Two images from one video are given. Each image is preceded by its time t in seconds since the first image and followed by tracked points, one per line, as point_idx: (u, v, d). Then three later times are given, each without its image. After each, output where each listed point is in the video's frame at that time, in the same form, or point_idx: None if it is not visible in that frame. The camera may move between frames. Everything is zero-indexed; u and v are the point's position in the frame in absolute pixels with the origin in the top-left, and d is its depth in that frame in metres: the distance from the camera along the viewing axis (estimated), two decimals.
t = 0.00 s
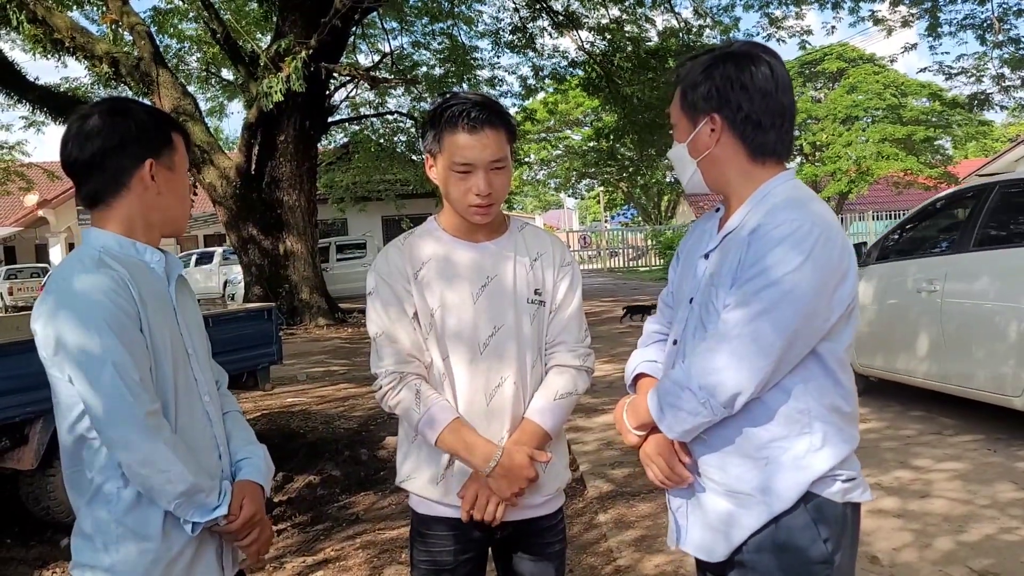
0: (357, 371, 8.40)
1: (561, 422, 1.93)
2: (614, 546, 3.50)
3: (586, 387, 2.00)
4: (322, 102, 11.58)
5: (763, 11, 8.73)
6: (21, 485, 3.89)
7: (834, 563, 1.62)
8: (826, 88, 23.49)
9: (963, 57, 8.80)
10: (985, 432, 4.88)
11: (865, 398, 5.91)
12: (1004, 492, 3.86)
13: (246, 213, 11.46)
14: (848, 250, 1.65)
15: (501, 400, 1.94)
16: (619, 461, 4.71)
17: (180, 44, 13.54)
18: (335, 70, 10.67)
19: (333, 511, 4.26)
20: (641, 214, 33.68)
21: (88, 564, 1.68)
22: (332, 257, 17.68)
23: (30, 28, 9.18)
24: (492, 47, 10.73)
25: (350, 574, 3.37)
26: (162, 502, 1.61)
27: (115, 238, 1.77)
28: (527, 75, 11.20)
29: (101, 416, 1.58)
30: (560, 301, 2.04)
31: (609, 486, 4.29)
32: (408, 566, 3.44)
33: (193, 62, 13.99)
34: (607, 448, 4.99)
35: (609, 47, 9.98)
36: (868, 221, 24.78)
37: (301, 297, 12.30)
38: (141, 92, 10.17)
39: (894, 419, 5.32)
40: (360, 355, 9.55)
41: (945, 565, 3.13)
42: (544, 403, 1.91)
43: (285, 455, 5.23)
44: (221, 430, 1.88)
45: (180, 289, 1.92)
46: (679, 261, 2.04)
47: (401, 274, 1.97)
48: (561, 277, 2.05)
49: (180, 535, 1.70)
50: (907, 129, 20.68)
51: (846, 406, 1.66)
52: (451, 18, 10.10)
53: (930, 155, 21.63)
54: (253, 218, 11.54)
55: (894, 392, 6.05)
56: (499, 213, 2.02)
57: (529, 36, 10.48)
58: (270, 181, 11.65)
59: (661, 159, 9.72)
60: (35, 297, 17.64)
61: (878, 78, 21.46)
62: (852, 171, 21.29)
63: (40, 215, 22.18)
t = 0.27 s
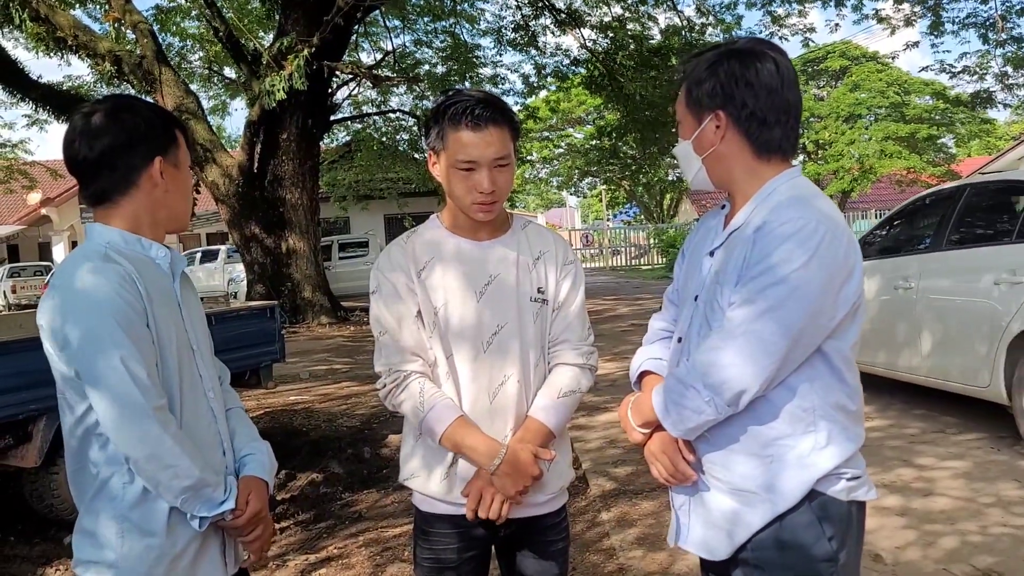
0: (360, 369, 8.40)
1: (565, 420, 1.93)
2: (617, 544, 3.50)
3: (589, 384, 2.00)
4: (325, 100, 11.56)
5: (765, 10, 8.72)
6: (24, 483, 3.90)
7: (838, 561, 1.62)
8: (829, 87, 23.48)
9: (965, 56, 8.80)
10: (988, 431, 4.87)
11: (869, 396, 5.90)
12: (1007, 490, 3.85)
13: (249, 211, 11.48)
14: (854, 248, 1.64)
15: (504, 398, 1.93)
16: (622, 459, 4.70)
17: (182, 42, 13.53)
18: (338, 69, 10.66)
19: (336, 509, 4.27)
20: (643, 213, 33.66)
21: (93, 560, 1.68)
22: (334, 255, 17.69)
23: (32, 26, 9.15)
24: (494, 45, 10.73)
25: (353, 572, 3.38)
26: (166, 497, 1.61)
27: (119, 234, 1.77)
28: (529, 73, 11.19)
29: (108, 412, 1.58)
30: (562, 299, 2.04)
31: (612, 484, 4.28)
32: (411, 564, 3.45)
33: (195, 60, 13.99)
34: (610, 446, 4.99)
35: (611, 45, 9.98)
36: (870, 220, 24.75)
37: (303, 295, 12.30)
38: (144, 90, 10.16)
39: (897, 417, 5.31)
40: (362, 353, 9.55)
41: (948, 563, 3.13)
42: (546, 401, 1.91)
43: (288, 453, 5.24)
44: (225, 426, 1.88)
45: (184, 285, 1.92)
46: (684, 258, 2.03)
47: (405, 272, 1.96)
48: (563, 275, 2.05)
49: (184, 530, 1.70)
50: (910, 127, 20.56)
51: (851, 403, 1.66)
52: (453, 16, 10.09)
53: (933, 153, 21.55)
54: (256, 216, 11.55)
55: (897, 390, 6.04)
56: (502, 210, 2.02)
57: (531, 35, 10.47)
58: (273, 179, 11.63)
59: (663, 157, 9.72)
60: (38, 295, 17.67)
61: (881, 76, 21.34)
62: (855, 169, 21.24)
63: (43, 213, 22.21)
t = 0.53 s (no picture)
0: (363, 367, 8.41)
1: (569, 418, 1.92)
2: (621, 542, 3.50)
3: (593, 382, 2.00)
4: (328, 98, 11.56)
5: (769, 7, 8.71)
6: (28, 479, 3.91)
7: (845, 559, 1.61)
8: (832, 84, 23.44)
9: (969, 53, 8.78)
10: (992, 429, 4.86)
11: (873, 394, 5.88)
12: (1012, 488, 3.84)
13: (252, 209, 11.50)
14: (861, 245, 1.64)
15: (508, 395, 1.93)
16: (626, 457, 4.70)
17: (185, 40, 13.54)
18: (341, 66, 10.66)
19: (339, 506, 4.27)
20: (646, 211, 33.62)
21: (98, 555, 1.68)
22: (337, 253, 17.70)
23: (36, 23, 9.19)
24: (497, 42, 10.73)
25: (357, 569, 3.37)
26: (172, 493, 1.61)
27: (124, 230, 1.78)
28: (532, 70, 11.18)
29: (115, 407, 1.58)
30: (567, 296, 2.04)
31: (616, 482, 4.28)
32: (414, 561, 3.44)
33: (198, 58, 14.00)
34: (613, 444, 4.99)
35: (614, 42, 9.95)
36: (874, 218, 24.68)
37: (306, 293, 12.30)
38: (147, 88, 10.16)
39: (901, 415, 5.29)
40: (365, 351, 9.55)
41: (952, 561, 3.12)
42: (550, 399, 1.91)
43: (291, 450, 5.24)
44: (230, 423, 1.88)
45: (189, 282, 1.92)
46: (688, 255, 2.03)
47: (408, 269, 1.96)
48: (567, 272, 2.05)
49: (190, 526, 1.70)
50: (914, 125, 20.60)
51: (859, 401, 1.65)
52: (456, 14, 10.09)
53: (937, 151, 21.49)
54: (259, 213, 11.56)
55: (901, 389, 6.02)
56: (506, 208, 2.01)
57: (534, 32, 10.46)
58: (276, 176, 11.64)
59: (667, 155, 9.71)
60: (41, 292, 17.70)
61: (885, 73, 21.32)
62: (858, 167, 21.17)
63: (46, 211, 22.25)
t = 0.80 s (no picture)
0: (367, 365, 8.42)
1: (574, 417, 1.92)
2: (625, 541, 3.50)
3: (598, 381, 1.99)
4: (332, 96, 11.57)
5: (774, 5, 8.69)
6: (34, 477, 3.92)
7: (852, 559, 1.60)
8: (837, 82, 23.38)
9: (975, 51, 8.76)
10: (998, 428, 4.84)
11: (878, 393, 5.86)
12: (1019, 488, 3.83)
13: (256, 208, 11.52)
14: (867, 242, 1.63)
15: (512, 394, 1.93)
16: (630, 456, 4.70)
17: (190, 39, 13.56)
18: (345, 65, 10.66)
19: (343, 504, 4.27)
20: (651, 209, 33.58)
21: (105, 554, 1.69)
22: (342, 252, 17.71)
23: (41, 23, 9.34)
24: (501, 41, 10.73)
25: (361, 568, 3.38)
26: (177, 491, 1.61)
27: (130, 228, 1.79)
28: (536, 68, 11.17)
29: (120, 406, 1.58)
30: (571, 294, 2.03)
31: (620, 481, 4.28)
32: (419, 560, 3.45)
33: (203, 57, 14.02)
34: (617, 443, 4.99)
35: (619, 40, 9.93)
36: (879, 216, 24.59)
37: (310, 292, 12.31)
38: (152, 87, 10.16)
39: (906, 414, 5.27)
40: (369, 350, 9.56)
41: (959, 561, 3.11)
42: (555, 398, 1.91)
43: (296, 449, 5.25)
44: (236, 422, 1.88)
45: (195, 279, 1.92)
46: (692, 253, 2.03)
47: (413, 268, 1.96)
48: (572, 271, 2.04)
49: (196, 525, 1.71)
50: (920, 123, 20.51)
51: (865, 399, 1.65)
52: (461, 12, 10.10)
53: (943, 149, 21.39)
54: (264, 212, 11.59)
55: (907, 388, 6.00)
56: (511, 206, 2.01)
57: (538, 30, 10.44)
58: (280, 175, 11.66)
59: (671, 153, 9.70)
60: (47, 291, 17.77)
61: (890, 71, 21.32)
62: (863, 166, 21.12)
63: (51, 210, 22.33)
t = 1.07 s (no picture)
0: (373, 364, 8.43)
1: (581, 418, 1.92)
2: (632, 541, 3.49)
3: (605, 381, 1.99)
4: (338, 96, 11.58)
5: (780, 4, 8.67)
6: (43, 476, 3.94)
7: (861, 560, 1.60)
8: (844, 81, 23.30)
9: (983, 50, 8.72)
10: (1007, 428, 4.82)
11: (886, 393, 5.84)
12: None
13: (263, 207, 11.56)
14: (874, 240, 1.62)
15: (519, 394, 1.93)
16: (637, 455, 4.69)
17: (197, 39, 13.60)
18: (351, 64, 10.67)
19: (350, 504, 4.28)
20: (657, 208, 33.53)
21: (114, 554, 1.70)
22: (348, 251, 17.74)
23: (49, 23, 9.40)
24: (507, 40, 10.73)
25: (368, 567, 3.38)
26: (183, 491, 1.62)
27: (138, 229, 1.80)
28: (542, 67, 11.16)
29: (126, 406, 1.59)
30: (578, 294, 2.03)
31: (627, 481, 4.27)
32: (425, 559, 3.45)
33: (210, 57, 14.07)
34: (624, 442, 4.98)
35: (625, 39, 9.89)
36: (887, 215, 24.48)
37: (317, 291, 12.32)
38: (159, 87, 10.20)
39: (914, 414, 5.25)
40: (376, 349, 9.57)
41: (967, 562, 3.10)
42: (562, 398, 1.91)
43: (303, 448, 5.26)
44: (243, 422, 1.89)
45: (203, 280, 1.93)
46: (698, 253, 2.02)
47: (420, 267, 1.96)
48: (579, 271, 2.04)
49: (203, 525, 1.71)
50: (928, 121, 20.41)
51: (872, 399, 1.64)
52: (467, 12, 10.11)
53: (951, 148, 21.29)
54: (270, 211, 11.63)
55: (915, 387, 5.98)
56: (517, 206, 2.01)
57: (545, 29, 10.43)
58: (287, 175, 11.69)
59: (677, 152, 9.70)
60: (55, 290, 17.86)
61: (898, 70, 21.44)
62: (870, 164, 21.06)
63: (59, 209, 22.42)
